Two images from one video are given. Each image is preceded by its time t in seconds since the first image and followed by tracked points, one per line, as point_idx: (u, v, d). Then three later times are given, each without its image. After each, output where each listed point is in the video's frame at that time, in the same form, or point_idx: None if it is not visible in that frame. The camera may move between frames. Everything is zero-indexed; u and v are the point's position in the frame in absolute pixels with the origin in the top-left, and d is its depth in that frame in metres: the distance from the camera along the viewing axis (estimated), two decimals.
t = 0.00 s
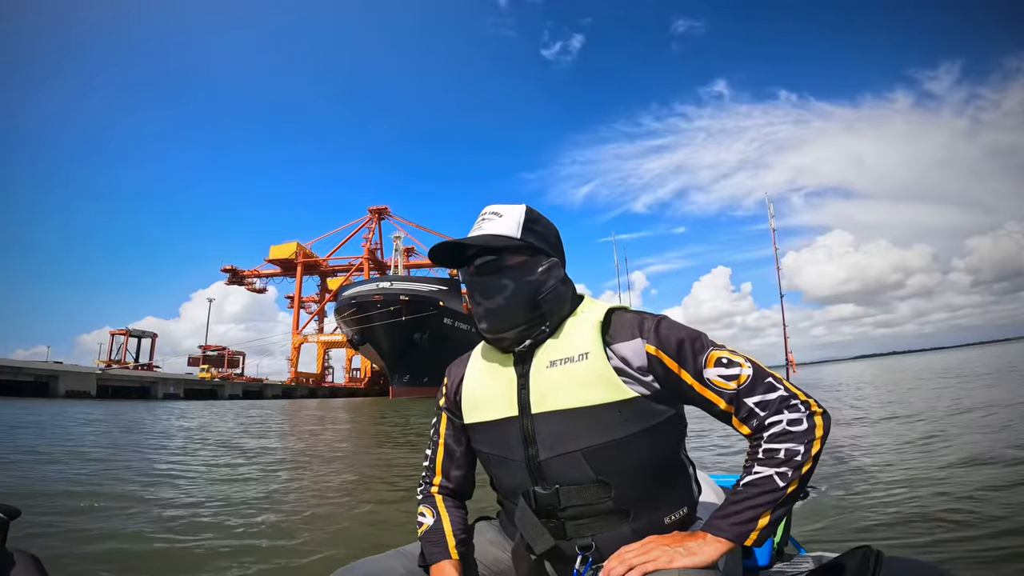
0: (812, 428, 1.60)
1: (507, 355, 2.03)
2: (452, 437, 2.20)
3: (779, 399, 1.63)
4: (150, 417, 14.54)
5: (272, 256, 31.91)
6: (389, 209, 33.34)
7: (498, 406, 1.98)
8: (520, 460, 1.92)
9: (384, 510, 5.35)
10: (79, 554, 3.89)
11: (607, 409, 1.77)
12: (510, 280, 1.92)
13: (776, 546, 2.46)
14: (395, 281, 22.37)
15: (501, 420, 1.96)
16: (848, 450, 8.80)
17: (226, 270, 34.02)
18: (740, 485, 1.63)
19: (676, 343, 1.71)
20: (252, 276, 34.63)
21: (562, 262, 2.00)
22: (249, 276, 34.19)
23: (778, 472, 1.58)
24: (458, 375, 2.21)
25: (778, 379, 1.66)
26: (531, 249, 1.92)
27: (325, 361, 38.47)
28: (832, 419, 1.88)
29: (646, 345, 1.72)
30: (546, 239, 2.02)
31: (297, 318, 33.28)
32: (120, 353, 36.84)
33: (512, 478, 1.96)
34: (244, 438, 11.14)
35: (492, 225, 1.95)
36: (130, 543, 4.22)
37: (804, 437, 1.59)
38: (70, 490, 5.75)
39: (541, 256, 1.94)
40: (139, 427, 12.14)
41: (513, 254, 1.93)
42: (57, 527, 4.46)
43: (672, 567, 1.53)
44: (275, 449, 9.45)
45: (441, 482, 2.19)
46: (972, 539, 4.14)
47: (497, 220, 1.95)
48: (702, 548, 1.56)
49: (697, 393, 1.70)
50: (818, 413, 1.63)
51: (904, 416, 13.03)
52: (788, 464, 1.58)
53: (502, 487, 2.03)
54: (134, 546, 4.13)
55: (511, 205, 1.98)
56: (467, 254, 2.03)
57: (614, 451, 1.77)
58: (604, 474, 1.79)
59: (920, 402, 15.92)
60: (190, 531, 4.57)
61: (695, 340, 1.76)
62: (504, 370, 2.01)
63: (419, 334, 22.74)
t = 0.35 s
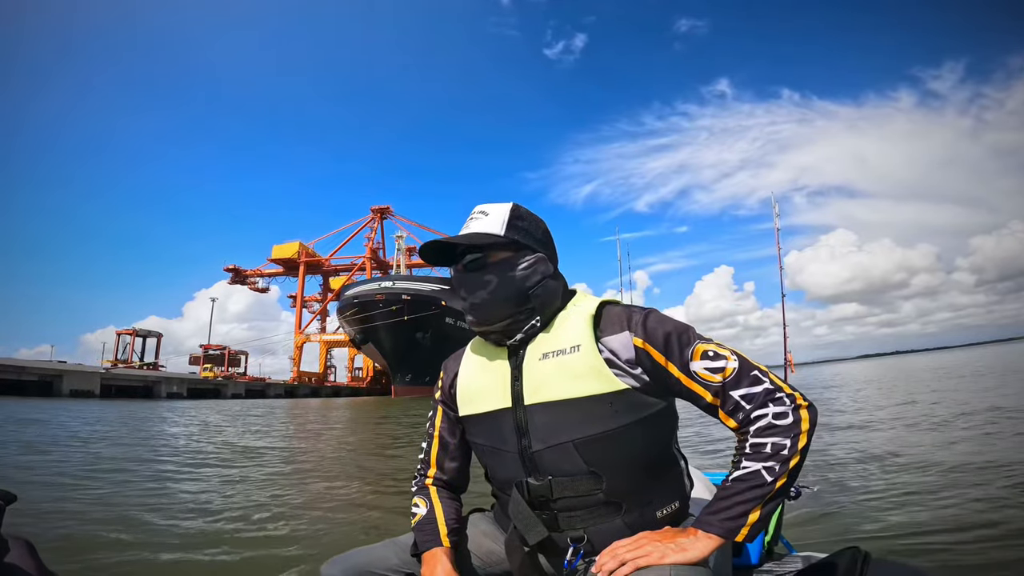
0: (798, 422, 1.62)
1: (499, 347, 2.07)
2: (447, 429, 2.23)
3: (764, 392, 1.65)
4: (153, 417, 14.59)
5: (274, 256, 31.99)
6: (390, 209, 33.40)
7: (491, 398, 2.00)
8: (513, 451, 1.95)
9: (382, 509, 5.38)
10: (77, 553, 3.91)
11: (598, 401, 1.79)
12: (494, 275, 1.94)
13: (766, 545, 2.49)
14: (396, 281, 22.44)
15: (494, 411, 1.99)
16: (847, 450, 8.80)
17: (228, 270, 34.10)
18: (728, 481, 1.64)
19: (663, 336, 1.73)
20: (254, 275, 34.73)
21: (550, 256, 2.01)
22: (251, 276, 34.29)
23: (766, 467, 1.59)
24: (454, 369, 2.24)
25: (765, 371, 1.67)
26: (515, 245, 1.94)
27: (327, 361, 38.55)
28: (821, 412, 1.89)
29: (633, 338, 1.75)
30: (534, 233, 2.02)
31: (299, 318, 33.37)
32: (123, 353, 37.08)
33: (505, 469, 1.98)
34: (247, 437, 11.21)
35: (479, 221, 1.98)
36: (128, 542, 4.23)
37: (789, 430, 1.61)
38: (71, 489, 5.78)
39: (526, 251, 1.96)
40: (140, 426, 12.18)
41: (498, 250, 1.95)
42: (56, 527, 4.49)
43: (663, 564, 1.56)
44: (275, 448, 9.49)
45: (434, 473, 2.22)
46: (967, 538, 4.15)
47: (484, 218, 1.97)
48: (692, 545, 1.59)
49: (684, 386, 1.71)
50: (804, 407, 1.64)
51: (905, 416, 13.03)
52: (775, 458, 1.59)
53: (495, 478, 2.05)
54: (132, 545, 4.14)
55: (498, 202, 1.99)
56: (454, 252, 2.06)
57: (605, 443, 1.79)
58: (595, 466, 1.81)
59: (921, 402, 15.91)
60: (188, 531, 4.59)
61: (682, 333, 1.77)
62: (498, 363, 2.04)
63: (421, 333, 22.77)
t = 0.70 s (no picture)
0: (815, 429, 1.63)
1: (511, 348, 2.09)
2: (455, 430, 2.26)
3: (782, 400, 1.66)
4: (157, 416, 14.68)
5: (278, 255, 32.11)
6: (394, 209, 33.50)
7: (502, 399, 2.03)
8: (523, 453, 1.97)
9: (385, 508, 5.42)
10: (82, 551, 3.97)
11: (611, 406, 1.82)
12: (518, 274, 1.97)
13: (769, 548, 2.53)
14: (400, 281, 22.53)
15: (505, 413, 2.02)
16: (849, 450, 8.82)
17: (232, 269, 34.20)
18: (740, 486, 1.66)
19: (681, 342, 1.74)
20: (258, 274, 34.88)
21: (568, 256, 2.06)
22: (255, 275, 34.46)
23: (780, 473, 1.60)
24: (462, 370, 2.27)
25: (782, 379, 1.69)
26: (539, 244, 1.97)
27: (330, 360, 38.68)
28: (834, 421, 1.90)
29: (650, 343, 1.76)
30: (553, 232, 2.06)
31: (303, 316, 33.49)
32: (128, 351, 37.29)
33: (514, 472, 2.01)
34: (251, 435, 11.28)
35: (499, 218, 2.00)
36: (132, 541, 4.28)
37: (806, 438, 1.62)
38: (77, 488, 5.84)
39: (547, 251, 1.99)
40: (145, 425, 12.28)
41: (521, 248, 1.98)
42: (62, 525, 4.55)
43: (671, 566, 1.60)
44: (278, 447, 9.57)
45: (441, 474, 2.26)
46: (967, 539, 4.17)
47: (505, 215, 1.99)
48: (701, 548, 1.61)
49: (701, 393, 1.72)
50: (821, 415, 1.66)
51: (908, 416, 13.03)
52: (789, 465, 1.60)
53: (503, 480, 2.08)
54: (137, 544, 4.20)
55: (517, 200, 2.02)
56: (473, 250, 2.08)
57: (617, 447, 1.82)
58: (606, 470, 1.84)
59: (924, 403, 15.90)
60: (192, 529, 4.64)
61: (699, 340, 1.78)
62: (508, 364, 2.07)
63: (425, 333, 22.84)
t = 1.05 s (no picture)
0: (826, 431, 1.65)
1: (519, 349, 2.13)
2: (462, 434, 2.30)
3: (794, 403, 1.68)
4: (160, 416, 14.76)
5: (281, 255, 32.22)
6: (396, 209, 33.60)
7: (510, 402, 2.07)
8: (531, 456, 1.99)
9: (389, 509, 5.45)
10: (88, 552, 4.00)
11: (620, 407, 1.85)
12: (551, 273, 2.01)
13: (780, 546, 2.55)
14: (402, 281, 22.60)
15: (513, 416, 2.05)
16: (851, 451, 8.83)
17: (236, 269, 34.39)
18: (751, 486, 1.67)
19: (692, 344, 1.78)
20: (261, 275, 35.00)
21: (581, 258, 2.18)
22: (258, 276, 34.58)
23: (790, 474, 1.62)
24: (469, 375, 2.31)
25: (793, 383, 1.72)
26: (566, 244, 2.06)
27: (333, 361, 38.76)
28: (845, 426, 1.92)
29: (662, 345, 1.80)
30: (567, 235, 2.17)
31: (305, 317, 33.60)
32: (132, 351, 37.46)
33: (522, 474, 2.03)
34: (254, 436, 11.34)
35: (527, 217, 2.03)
36: (137, 542, 4.31)
37: (817, 439, 1.64)
38: (83, 488, 5.89)
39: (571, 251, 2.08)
40: (149, 425, 12.35)
41: (550, 247, 2.04)
42: (68, 526, 4.58)
43: (680, 565, 1.58)
44: (281, 448, 9.62)
45: (448, 479, 2.29)
46: (967, 538, 4.20)
47: (533, 215, 2.03)
48: (708, 548, 1.60)
49: (713, 394, 1.75)
50: (832, 417, 1.67)
51: (909, 417, 13.04)
52: (800, 466, 1.62)
53: (510, 484, 2.10)
54: (141, 545, 4.23)
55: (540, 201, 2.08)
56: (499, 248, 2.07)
57: (625, 448, 1.85)
58: (615, 472, 1.86)
59: (925, 403, 15.91)
60: (196, 531, 4.67)
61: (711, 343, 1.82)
62: (517, 367, 2.11)
63: (427, 333, 22.91)
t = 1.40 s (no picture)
0: (816, 422, 1.66)
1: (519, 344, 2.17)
2: (459, 431, 2.34)
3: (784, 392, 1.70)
4: (163, 416, 14.82)
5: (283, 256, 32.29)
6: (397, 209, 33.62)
7: (512, 396, 2.10)
8: (533, 450, 2.03)
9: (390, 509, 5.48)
10: (91, 553, 4.03)
11: (622, 400, 1.88)
12: (560, 269, 2.09)
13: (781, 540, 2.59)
14: (403, 281, 22.63)
15: (516, 410, 2.07)
16: (852, 450, 8.84)
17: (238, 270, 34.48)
18: (744, 480, 1.69)
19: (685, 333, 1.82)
20: (263, 275, 35.09)
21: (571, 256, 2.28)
22: (260, 276, 34.66)
23: (782, 467, 1.64)
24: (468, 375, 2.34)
25: (784, 371, 1.74)
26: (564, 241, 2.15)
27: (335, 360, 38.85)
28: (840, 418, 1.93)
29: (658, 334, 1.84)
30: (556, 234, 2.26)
31: (308, 317, 33.67)
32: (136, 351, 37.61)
33: (525, 468, 2.06)
34: (257, 436, 11.38)
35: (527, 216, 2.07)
36: (140, 543, 4.34)
37: (808, 430, 1.65)
38: (87, 489, 5.93)
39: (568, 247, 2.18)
40: (153, 425, 12.42)
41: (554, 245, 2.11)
42: (71, 527, 4.61)
43: (677, 562, 1.60)
44: (284, 447, 9.67)
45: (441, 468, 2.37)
46: (966, 537, 4.21)
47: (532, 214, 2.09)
48: (706, 544, 1.62)
49: (704, 382, 1.79)
50: (823, 408, 1.69)
51: (911, 416, 13.04)
52: (792, 458, 1.64)
53: (513, 477, 2.13)
54: (144, 546, 4.26)
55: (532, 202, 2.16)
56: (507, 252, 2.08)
57: (626, 441, 1.88)
58: (618, 464, 1.89)
59: (928, 402, 15.90)
60: (198, 531, 4.70)
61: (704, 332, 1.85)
62: (518, 361, 2.14)
63: (429, 333, 22.94)
